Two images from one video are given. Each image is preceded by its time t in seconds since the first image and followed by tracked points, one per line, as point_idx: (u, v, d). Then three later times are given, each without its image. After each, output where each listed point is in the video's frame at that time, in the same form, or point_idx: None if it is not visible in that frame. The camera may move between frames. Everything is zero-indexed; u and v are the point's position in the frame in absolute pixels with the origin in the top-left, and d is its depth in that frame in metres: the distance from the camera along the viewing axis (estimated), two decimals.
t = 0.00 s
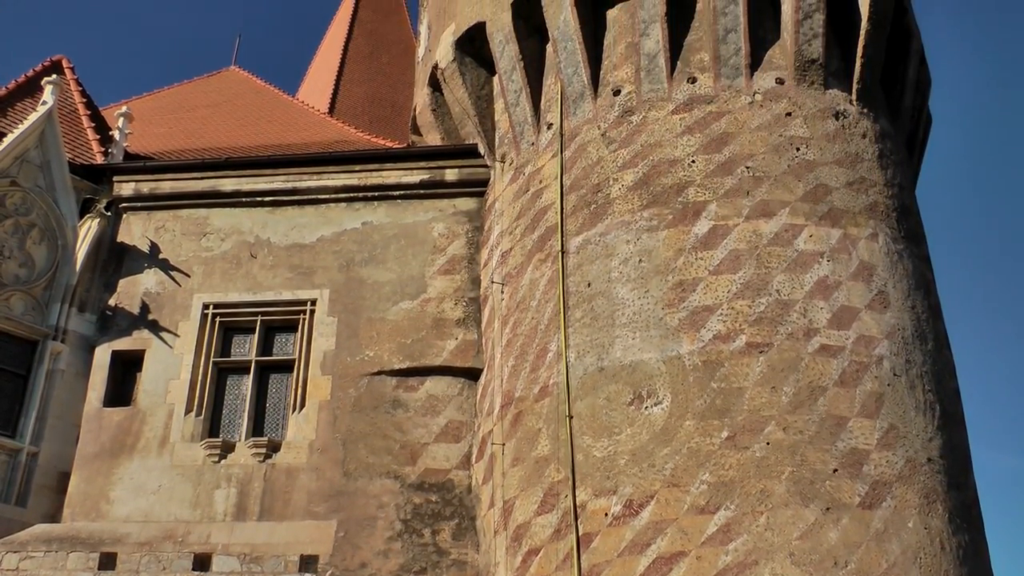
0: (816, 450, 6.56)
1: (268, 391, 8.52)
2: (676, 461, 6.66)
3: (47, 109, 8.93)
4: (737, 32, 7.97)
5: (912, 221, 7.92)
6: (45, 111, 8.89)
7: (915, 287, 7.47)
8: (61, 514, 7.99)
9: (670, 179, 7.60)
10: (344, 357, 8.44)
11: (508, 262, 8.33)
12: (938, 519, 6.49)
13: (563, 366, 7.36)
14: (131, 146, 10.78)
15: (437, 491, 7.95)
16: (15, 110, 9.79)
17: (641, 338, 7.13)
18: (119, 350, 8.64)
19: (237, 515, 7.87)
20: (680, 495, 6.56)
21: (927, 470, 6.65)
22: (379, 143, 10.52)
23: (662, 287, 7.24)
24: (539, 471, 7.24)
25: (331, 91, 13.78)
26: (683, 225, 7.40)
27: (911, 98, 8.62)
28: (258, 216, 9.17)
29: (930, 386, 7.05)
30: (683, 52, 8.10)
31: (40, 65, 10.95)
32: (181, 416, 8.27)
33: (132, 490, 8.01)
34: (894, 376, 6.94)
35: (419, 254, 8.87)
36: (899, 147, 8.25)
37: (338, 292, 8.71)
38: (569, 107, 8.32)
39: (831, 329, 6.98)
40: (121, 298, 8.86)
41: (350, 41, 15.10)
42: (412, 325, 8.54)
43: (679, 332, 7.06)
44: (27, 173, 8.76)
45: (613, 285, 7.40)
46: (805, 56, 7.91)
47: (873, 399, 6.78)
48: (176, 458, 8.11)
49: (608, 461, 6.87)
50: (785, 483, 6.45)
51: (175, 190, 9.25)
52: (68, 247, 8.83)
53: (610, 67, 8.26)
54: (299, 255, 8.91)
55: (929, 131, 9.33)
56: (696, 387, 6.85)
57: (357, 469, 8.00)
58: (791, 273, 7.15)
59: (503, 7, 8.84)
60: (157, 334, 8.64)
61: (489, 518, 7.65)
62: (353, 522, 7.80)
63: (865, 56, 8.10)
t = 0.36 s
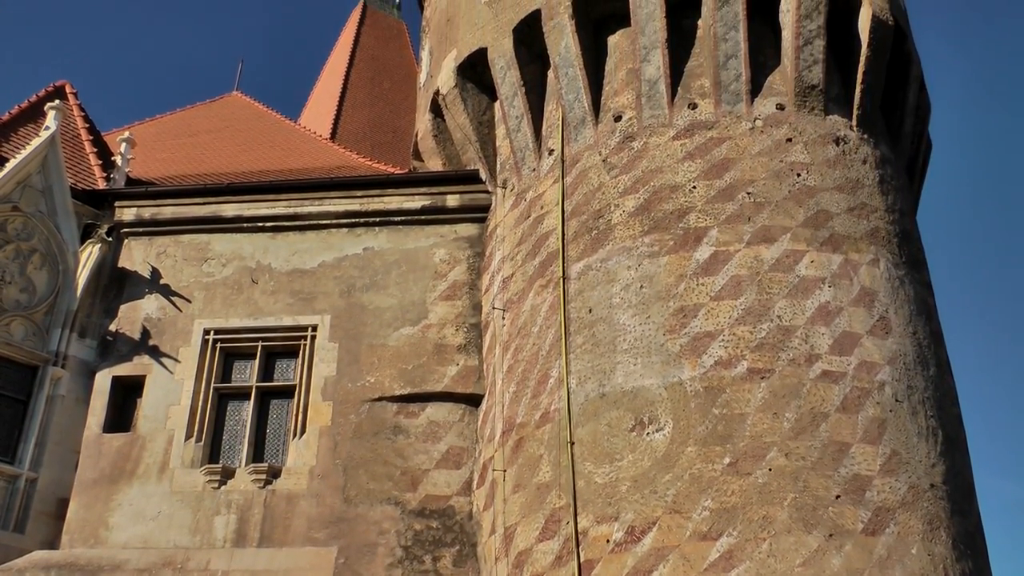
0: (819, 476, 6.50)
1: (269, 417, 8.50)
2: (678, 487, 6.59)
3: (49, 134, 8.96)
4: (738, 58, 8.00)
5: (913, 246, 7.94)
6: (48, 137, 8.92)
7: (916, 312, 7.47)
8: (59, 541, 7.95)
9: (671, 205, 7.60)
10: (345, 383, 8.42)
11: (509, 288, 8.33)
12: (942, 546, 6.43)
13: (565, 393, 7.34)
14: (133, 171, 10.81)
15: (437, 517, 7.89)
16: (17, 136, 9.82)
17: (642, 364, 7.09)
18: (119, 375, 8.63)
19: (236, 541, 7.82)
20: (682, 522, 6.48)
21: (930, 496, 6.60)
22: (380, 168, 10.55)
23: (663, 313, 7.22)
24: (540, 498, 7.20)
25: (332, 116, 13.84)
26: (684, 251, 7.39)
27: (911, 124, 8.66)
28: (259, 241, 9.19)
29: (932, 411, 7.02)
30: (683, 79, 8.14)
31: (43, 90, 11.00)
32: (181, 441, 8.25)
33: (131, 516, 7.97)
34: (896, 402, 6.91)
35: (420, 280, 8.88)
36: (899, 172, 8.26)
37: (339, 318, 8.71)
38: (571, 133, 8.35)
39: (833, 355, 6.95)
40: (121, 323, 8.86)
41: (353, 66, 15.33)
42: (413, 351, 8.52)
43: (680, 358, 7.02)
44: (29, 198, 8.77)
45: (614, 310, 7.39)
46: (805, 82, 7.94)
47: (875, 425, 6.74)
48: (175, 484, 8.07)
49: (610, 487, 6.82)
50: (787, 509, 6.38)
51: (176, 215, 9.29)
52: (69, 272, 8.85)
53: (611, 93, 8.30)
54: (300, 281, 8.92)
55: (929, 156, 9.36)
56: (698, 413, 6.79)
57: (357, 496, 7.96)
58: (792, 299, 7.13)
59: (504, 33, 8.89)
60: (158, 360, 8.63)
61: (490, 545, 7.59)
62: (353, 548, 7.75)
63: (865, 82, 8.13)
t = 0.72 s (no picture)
0: (821, 502, 6.45)
1: (269, 442, 8.47)
2: (679, 513, 6.55)
3: (52, 160, 8.99)
4: (738, 83, 8.03)
5: (915, 271, 7.93)
6: (50, 162, 8.96)
7: (918, 337, 7.45)
8: (58, 567, 7.91)
9: (672, 231, 7.59)
10: (346, 408, 8.40)
11: (510, 313, 8.32)
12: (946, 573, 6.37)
13: (566, 419, 7.31)
14: (135, 196, 10.84)
15: (438, 543, 7.84)
16: (20, 161, 9.86)
17: (644, 390, 7.07)
18: (120, 401, 8.62)
19: (235, 567, 7.77)
20: (684, 548, 6.43)
21: (934, 522, 6.55)
22: (382, 194, 10.58)
23: (664, 338, 7.20)
24: (541, 524, 7.15)
25: (334, 142, 13.89)
26: (685, 276, 7.38)
27: (911, 148, 8.67)
28: (260, 267, 9.22)
29: (935, 437, 6.99)
30: (684, 104, 8.17)
31: (46, 116, 11.04)
32: (180, 467, 8.22)
33: (130, 542, 7.93)
34: (899, 427, 6.88)
35: (421, 305, 8.88)
36: (900, 198, 8.27)
37: (340, 343, 8.71)
38: (571, 158, 8.36)
39: (835, 381, 6.92)
40: (122, 348, 8.87)
41: (356, 91, 15.43)
42: (414, 377, 8.51)
43: (682, 384, 6.99)
44: (31, 223, 8.80)
45: (615, 336, 7.38)
46: (805, 108, 7.96)
47: (877, 451, 6.70)
48: (175, 510, 8.04)
49: (611, 513, 6.77)
50: (789, 536, 6.33)
51: (177, 241, 9.33)
52: (70, 296, 8.86)
53: (612, 119, 8.33)
54: (301, 306, 8.93)
55: (929, 182, 9.37)
56: (699, 438, 6.76)
57: (358, 521, 7.92)
58: (794, 324, 7.11)
59: (505, 59, 8.94)
60: (158, 385, 8.63)
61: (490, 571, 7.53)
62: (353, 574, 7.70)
63: (865, 108, 8.15)
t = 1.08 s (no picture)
0: (823, 528, 6.41)
1: (269, 468, 8.44)
2: (681, 539, 6.51)
3: (54, 185, 9.02)
4: (738, 109, 8.06)
5: (916, 297, 7.93)
6: (53, 187, 8.98)
7: (919, 363, 7.43)
8: None
9: (673, 256, 7.58)
10: (346, 434, 8.38)
11: (511, 339, 8.31)
12: None
13: (567, 445, 7.28)
14: (136, 221, 10.85)
15: (439, 570, 7.79)
16: (22, 186, 9.88)
17: (645, 416, 7.04)
18: (119, 426, 8.60)
19: None
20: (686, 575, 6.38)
21: (938, 549, 6.50)
22: (383, 219, 10.60)
23: (666, 364, 7.17)
24: (542, 550, 7.10)
25: (336, 166, 13.92)
26: (686, 302, 7.37)
27: (911, 174, 8.68)
28: (261, 292, 9.23)
29: (938, 463, 6.96)
30: (685, 130, 8.19)
31: (49, 141, 11.08)
32: (180, 492, 8.19)
33: (129, 568, 7.88)
34: (901, 453, 6.85)
35: (422, 331, 8.88)
36: (900, 223, 8.27)
37: (341, 369, 8.70)
38: (573, 184, 8.37)
39: (837, 407, 6.89)
40: (123, 374, 8.86)
41: (357, 116, 15.49)
42: (415, 403, 8.49)
43: (684, 410, 6.96)
44: (32, 248, 8.81)
45: (617, 361, 7.36)
46: (805, 133, 7.99)
47: (880, 477, 6.66)
48: (174, 536, 8.00)
49: (613, 540, 6.72)
50: (792, 562, 6.28)
51: (178, 266, 9.35)
52: (70, 321, 8.86)
53: (613, 144, 8.34)
54: (301, 332, 8.93)
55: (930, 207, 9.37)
56: (701, 464, 6.71)
57: (358, 547, 7.89)
58: (795, 350, 7.09)
59: (507, 85, 8.98)
60: (159, 410, 8.61)
61: None
62: None
63: (864, 133, 8.18)
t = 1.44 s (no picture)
0: (827, 554, 6.35)
1: (270, 494, 8.41)
2: (683, 565, 6.42)
3: (56, 211, 9.04)
4: (739, 134, 8.08)
5: (917, 322, 7.93)
6: (55, 212, 9.00)
7: (921, 388, 7.42)
8: None
9: (674, 282, 7.58)
10: (347, 460, 8.35)
11: (512, 365, 8.30)
12: None
13: (568, 471, 7.24)
14: (137, 246, 10.87)
15: None
16: (24, 211, 9.90)
17: (647, 442, 6.99)
18: (120, 452, 8.58)
19: None
20: None
21: None
22: (385, 245, 10.62)
23: (667, 390, 7.14)
24: None
25: (337, 191, 13.95)
26: (687, 327, 7.35)
27: (912, 199, 8.69)
28: (262, 317, 9.24)
29: (940, 488, 6.93)
30: (685, 155, 8.21)
31: (52, 166, 11.11)
32: (180, 518, 8.16)
33: None
34: (904, 479, 6.81)
35: (423, 356, 8.87)
36: (902, 249, 8.28)
37: (342, 394, 8.69)
38: (574, 209, 8.39)
39: (839, 432, 6.85)
40: (123, 399, 8.85)
41: (358, 141, 15.53)
42: (416, 429, 8.47)
43: (685, 436, 6.91)
44: (33, 273, 8.81)
45: (618, 387, 7.33)
46: (806, 158, 8.01)
47: (883, 503, 6.62)
48: (174, 561, 7.96)
49: (614, 566, 6.64)
50: None
51: (179, 291, 9.38)
52: (71, 347, 8.86)
53: (614, 169, 8.37)
54: (302, 357, 8.93)
55: (930, 233, 9.38)
56: (703, 490, 6.66)
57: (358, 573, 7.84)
58: (796, 375, 7.06)
59: (508, 111, 9.02)
60: (159, 436, 8.59)
61: None
62: None
63: (865, 159, 8.20)
